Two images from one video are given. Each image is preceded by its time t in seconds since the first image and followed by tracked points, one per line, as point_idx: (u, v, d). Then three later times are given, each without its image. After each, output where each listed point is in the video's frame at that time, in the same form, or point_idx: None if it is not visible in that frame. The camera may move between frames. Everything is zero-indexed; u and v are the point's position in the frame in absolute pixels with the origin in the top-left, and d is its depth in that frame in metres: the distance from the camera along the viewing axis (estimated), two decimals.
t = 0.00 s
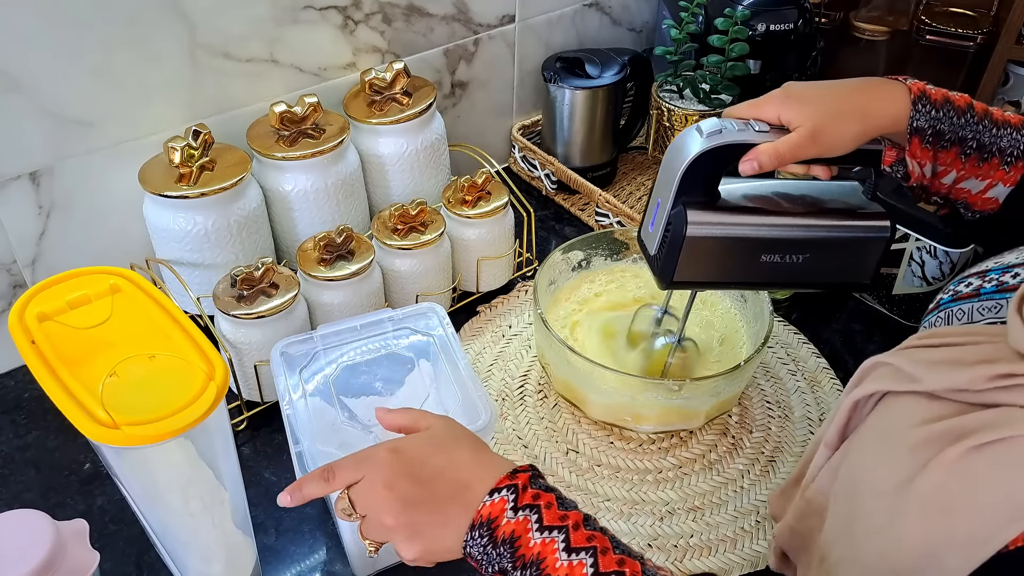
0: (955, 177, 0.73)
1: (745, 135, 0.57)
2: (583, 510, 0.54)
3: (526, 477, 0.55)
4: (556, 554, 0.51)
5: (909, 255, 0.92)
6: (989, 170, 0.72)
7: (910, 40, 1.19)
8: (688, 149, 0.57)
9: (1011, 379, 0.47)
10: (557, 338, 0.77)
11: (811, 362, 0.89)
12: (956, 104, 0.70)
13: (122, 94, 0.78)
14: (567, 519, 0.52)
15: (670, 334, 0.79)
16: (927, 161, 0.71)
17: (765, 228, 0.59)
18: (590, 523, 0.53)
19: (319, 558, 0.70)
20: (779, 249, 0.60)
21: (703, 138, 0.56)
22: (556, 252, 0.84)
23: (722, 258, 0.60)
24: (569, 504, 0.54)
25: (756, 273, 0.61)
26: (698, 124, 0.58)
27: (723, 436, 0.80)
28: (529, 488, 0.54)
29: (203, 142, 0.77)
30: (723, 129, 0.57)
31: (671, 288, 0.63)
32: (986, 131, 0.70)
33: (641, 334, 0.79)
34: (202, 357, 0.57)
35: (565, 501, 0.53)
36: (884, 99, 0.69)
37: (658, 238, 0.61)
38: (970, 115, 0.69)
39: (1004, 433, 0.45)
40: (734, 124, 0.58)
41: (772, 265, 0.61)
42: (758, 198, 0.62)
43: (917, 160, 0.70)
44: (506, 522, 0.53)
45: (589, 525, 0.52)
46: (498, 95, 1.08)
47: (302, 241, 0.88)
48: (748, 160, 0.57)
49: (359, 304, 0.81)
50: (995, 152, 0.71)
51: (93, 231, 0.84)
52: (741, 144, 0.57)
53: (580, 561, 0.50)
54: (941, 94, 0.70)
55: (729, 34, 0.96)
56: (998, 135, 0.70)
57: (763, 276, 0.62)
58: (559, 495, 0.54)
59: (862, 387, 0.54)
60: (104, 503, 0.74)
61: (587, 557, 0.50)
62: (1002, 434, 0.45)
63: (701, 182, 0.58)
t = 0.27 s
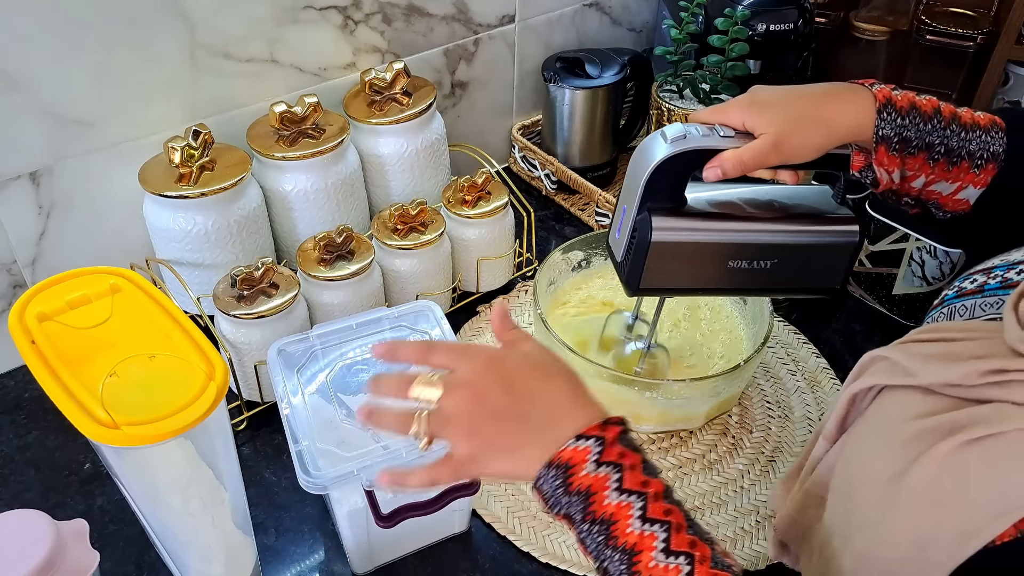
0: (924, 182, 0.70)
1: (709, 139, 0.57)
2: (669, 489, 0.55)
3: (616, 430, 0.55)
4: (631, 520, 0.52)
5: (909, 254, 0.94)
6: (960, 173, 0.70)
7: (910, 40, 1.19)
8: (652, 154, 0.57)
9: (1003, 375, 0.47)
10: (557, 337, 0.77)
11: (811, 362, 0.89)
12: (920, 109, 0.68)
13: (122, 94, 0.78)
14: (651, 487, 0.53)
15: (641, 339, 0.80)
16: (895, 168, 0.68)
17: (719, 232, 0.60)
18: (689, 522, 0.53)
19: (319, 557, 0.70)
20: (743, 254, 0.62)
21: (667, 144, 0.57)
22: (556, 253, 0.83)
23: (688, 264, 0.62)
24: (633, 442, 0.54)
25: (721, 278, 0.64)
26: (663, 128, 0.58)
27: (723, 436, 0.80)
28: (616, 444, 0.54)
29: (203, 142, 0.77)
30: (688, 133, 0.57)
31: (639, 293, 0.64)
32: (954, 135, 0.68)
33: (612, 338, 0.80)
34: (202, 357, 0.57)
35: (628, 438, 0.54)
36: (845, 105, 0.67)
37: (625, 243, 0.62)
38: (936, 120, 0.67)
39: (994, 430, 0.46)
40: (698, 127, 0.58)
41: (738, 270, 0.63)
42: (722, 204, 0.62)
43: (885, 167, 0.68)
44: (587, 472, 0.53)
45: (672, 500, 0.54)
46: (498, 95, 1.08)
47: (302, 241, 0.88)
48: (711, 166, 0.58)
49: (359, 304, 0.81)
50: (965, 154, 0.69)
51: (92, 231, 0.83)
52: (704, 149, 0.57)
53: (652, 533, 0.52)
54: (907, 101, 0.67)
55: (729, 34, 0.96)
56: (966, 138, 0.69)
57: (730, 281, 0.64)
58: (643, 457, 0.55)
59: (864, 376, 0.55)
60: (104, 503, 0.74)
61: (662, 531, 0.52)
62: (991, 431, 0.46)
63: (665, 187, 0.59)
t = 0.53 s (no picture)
0: (968, 208, 0.65)
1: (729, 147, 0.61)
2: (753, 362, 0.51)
3: (736, 256, 0.52)
4: (697, 351, 0.50)
5: (909, 256, 0.89)
6: (1006, 200, 0.63)
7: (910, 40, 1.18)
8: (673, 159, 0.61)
9: (983, 323, 0.47)
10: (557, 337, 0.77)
11: (810, 362, 0.89)
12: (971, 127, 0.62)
13: (122, 94, 0.78)
14: (730, 337, 0.50)
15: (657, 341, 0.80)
16: (935, 188, 0.64)
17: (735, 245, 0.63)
18: (746, 384, 0.50)
19: (319, 558, 0.70)
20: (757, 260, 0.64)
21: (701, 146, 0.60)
22: (556, 253, 0.83)
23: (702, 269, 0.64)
24: (743, 301, 0.51)
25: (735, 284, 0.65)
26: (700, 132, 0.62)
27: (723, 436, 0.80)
28: (729, 266, 0.51)
29: (203, 142, 0.77)
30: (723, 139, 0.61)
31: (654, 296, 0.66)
32: (1001, 160, 0.62)
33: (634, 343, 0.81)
34: (202, 357, 0.57)
35: (741, 297, 0.51)
36: (885, 116, 0.62)
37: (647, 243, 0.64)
38: (982, 141, 0.61)
39: (956, 367, 0.46)
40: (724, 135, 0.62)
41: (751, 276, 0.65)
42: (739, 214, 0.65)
43: (924, 186, 0.63)
44: (682, 268, 0.52)
45: (741, 360, 0.50)
46: (498, 95, 1.08)
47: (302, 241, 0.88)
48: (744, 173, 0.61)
49: (359, 304, 0.81)
50: (1013, 181, 0.62)
51: (92, 231, 0.83)
52: (736, 154, 0.61)
53: (705, 368, 0.50)
54: (952, 119, 0.62)
55: (729, 34, 0.96)
56: (1016, 163, 0.61)
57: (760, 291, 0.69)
58: (745, 319, 0.51)
59: (894, 327, 0.53)
60: (104, 503, 0.74)
61: (715, 370, 0.50)
62: (954, 368, 0.46)
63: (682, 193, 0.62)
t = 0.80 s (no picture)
0: (991, 239, 0.61)
1: (708, 137, 0.58)
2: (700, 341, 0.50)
3: (673, 245, 0.50)
4: (641, 342, 0.50)
5: (909, 255, 0.88)
6: None
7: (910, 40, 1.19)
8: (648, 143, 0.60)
9: (954, 327, 0.47)
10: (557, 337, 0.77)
11: (811, 362, 0.89)
12: None
13: (122, 94, 0.78)
14: (671, 325, 0.49)
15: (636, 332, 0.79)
16: (987, 226, 0.61)
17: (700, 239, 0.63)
18: (692, 369, 0.49)
19: (319, 558, 0.70)
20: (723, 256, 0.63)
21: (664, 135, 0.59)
22: (556, 252, 0.84)
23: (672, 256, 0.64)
24: (685, 289, 0.50)
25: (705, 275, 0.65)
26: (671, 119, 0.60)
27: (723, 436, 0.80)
28: (665, 256, 0.50)
29: (203, 142, 0.77)
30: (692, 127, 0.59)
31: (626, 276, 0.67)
32: None
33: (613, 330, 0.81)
34: (202, 357, 0.57)
35: (683, 284, 0.50)
36: (975, 158, 0.59)
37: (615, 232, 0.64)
38: None
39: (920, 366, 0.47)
40: (709, 126, 0.59)
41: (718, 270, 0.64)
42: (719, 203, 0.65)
43: (979, 218, 0.61)
44: (627, 265, 0.51)
45: (684, 347, 0.49)
46: (498, 95, 1.08)
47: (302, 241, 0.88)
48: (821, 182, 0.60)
49: (359, 303, 0.81)
50: None
51: (92, 230, 0.83)
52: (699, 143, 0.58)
53: (648, 358, 0.49)
54: None
55: (729, 34, 0.96)
56: None
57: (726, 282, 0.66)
58: (688, 305, 0.50)
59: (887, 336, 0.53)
60: (104, 503, 0.74)
61: (658, 360, 0.49)
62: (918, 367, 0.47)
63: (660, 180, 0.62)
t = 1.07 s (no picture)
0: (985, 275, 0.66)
1: (705, 142, 0.59)
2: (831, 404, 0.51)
3: (809, 304, 0.49)
4: (765, 378, 0.51)
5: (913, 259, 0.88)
6: None
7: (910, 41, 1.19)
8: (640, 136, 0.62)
9: None
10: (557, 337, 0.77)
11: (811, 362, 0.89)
12: (1019, 202, 0.64)
13: (122, 94, 0.78)
14: (802, 399, 0.50)
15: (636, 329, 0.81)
16: (984, 261, 0.65)
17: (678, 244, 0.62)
18: (822, 452, 0.50)
19: (318, 558, 0.70)
20: (706, 264, 0.62)
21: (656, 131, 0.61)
22: (556, 252, 0.83)
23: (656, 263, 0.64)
24: (819, 357, 0.50)
25: (687, 281, 0.65)
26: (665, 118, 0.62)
27: (723, 436, 0.80)
28: (806, 322, 0.49)
29: (203, 142, 0.77)
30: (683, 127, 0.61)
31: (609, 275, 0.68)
32: None
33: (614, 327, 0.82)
34: (202, 357, 0.57)
35: (817, 352, 0.50)
36: (967, 197, 0.61)
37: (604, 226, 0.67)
38: None
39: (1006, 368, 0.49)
40: (704, 129, 0.60)
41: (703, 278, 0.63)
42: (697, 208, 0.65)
43: (977, 254, 0.65)
44: (753, 320, 0.51)
45: (815, 425, 0.50)
46: (498, 94, 1.08)
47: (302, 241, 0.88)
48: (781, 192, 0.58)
49: (359, 303, 0.81)
50: None
51: (92, 231, 0.83)
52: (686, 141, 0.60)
53: (773, 433, 0.50)
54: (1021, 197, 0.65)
55: (729, 34, 0.96)
56: None
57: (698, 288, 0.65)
58: (822, 376, 0.50)
59: (927, 334, 0.56)
60: (104, 503, 0.74)
61: (785, 438, 0.50)
62: (1004, 369, 0.49)
63: (643, 174, 0.63)
